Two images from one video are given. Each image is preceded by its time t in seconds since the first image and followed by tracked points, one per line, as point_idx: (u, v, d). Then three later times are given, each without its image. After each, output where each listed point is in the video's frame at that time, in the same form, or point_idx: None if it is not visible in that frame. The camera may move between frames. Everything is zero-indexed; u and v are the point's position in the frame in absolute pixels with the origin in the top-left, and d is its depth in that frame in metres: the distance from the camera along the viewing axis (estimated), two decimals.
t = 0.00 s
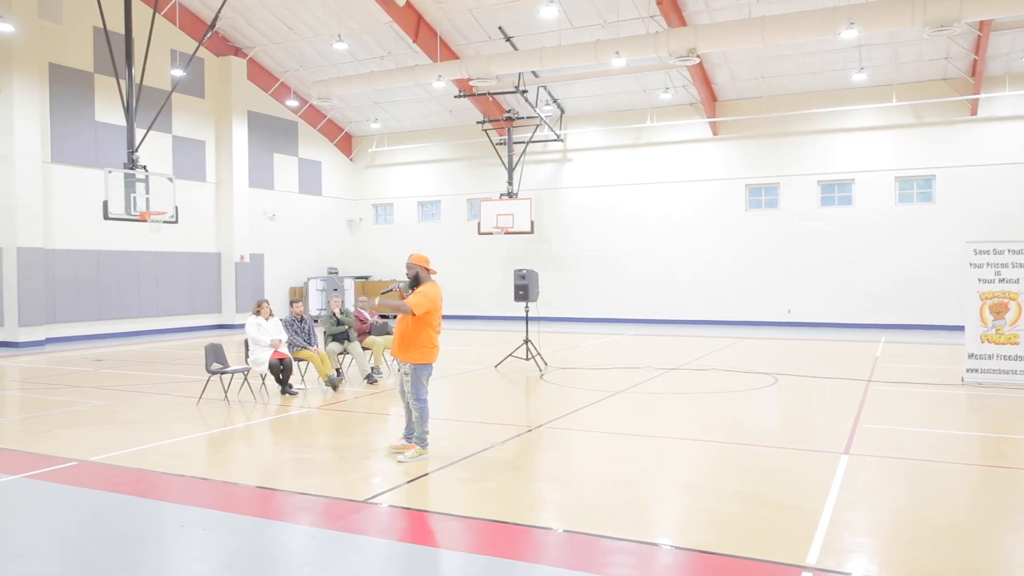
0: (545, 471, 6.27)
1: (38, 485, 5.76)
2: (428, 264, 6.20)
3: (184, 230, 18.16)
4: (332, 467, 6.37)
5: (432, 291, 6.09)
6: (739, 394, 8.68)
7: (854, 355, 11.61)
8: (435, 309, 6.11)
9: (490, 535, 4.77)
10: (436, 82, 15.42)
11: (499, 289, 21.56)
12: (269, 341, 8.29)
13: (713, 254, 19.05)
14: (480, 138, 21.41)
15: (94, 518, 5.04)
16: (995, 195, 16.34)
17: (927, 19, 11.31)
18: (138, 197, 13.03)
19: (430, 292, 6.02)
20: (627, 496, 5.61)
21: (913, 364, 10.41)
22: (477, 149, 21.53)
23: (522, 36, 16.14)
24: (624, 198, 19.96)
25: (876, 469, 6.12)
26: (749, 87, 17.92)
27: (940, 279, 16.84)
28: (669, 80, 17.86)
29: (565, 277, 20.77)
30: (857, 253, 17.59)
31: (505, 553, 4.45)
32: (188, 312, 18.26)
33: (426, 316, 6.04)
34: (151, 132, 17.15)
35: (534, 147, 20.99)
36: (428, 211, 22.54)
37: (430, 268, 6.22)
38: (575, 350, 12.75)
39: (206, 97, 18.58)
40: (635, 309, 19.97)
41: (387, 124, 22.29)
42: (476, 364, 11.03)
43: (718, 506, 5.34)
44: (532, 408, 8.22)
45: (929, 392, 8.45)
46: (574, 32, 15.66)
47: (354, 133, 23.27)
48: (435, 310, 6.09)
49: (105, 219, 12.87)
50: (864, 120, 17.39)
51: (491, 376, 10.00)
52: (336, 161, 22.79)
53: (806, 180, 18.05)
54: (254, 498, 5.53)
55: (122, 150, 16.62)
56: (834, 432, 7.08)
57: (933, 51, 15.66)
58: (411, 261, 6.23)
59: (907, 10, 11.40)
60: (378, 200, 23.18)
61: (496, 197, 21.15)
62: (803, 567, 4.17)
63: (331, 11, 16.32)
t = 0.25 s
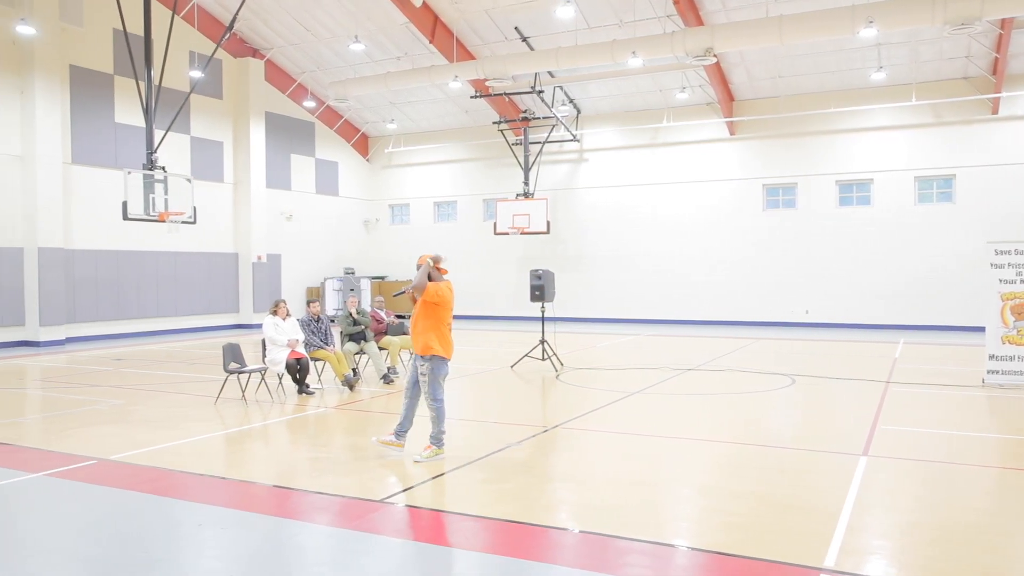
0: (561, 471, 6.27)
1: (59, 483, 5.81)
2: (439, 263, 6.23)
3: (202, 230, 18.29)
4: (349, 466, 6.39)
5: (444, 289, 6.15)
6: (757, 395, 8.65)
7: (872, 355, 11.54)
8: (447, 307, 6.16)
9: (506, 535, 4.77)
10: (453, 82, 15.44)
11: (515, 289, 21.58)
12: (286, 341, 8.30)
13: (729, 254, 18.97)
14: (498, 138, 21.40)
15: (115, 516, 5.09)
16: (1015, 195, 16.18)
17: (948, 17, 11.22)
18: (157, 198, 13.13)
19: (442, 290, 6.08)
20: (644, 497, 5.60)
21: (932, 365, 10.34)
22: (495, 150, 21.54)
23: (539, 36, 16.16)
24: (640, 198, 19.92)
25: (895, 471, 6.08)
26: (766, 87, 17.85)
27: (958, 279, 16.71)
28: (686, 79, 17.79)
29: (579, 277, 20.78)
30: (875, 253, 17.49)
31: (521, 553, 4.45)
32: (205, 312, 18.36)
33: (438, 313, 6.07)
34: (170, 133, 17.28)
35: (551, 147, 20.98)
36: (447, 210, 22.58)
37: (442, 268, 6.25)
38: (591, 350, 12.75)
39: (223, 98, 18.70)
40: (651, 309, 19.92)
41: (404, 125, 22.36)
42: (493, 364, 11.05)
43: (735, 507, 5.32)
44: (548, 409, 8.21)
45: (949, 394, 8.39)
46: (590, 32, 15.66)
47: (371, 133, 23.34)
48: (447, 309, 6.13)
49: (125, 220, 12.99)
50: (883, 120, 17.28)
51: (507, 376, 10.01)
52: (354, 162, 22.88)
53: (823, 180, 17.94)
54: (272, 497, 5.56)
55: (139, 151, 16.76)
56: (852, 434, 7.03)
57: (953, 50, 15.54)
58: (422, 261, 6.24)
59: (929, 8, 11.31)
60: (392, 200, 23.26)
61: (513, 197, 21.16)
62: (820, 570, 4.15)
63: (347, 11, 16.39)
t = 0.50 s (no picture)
0: (569, 471, 6.26)
1: (69, 482, 5.82)
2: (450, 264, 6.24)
3: (210, 231, 18.34)
4: (357, 466, 6.40)
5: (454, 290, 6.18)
6: (765, 395, 8.63)
7: (880, 356, 11.51)
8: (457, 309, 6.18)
9: (512, 535, 4.77)
10: (461, 82, 15.46)
11: (522, 290, 21.60)
12: (293, 341, 8.32)
13: (737, 254, 18.94)
14: (506, 138, 21.41)
15: (124, 515, 5.10)
16: None
17: (959, 16, 11.19)
18: (166, 198, 13.18)
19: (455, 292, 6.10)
20: (651, 497, 5.59)
21: (941, 366, 10.30)
22: (503, 150, 21.56)
23: (546, 36, 16.17)
24: (648, 198, 19.91)
25: (904, 471, 6.06)
26: (775, 86, 17.83)
27: (966, 279, 16.66)
28: (693, 80, 17.79)
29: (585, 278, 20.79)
30: (883, 253, 17.44)
31: (529, 553, 4.45)
32: (213, 312, 18.40)
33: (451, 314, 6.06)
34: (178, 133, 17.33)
35: (558, 148, 20.99)
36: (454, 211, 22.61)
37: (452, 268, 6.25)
38: (598, 350, 12.74)
39: (232, 99, 18.76)
40: (658, 309, 19.91)
41: (411, 125, 22.40)
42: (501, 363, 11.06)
43: (743, 507, 5.30)
44: (556, 409, 8.21)
45: (958, 394, 8.36)
46: (598, 32, 15.66)
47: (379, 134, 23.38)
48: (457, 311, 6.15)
49: (134, 220, 13.03)
50: (892, 119, 17.23)
51: (515, 375, 10.01)
52: (361, 162, 22.93)
53: (832, 180, 17.90)
54: (279, 497, 5.57)
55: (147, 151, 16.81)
56: (860, 435, 7.00)
57: (963, 49, 15.50)
58: (432, 261, 6.23)
59: (939, 7, 11.28)
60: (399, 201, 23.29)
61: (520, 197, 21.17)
62: (828, 570, 4.13)
63: (354, 12, 16.43)
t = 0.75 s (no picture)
0: (570, 471, 6.26)
1: (70, 482, 5.82)
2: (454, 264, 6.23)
3: (211, 231, 18.34)
4: (358, 466, 6.40)
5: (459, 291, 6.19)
6: (766, 395, 8.62)
7: (881, 356, 11.49)
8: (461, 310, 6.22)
9: (513, 536, 4.76)
10: (461, 83, 15.47)
11: (523, 290, 21.61)
12: (294, 341, 8.32)
13: (738, 254, 18.93)
14: (508, 138, 21.42)
15: (125, 515, 5.10)
16: None
17: (960, 16, 11.18)
18: (167, 198, 13.19)
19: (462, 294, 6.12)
20: (652, 497, 5.58)
21: (942, 366, 10.29)
22: (504, 150, 21.57)
23: (548, 36, 16.18)
24: (649, 198, 19.90)
25: (906, 471, 6.05)
26: (776, 86, 17.82)
27: (967, 279, 16.65)
28: (695, 80, 17.79)
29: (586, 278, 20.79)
30: (884, 253, 17.43)
31: (530, 554, 4.44)
32: (213, 312, 18.41)
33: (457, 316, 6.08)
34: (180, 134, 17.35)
35: (560, 148, 20.99)
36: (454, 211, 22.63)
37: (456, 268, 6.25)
38: (600, 351, 12.74)
39: (233, 99, 18.77)
40: (659, 309, 19.90)
41: (413, 125, 22.41)
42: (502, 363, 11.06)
43: (744, 507, 5.30)
44: (557, 409, 8.21)
45: (959, 394, 8.36)
46: (599, 33, 15.67)
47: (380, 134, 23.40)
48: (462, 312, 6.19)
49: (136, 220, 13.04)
50: (893, 119, 17.22)
51: (516, 376, 10.01)
52: (363, 162, 22.94)
53: (833, 180, 17.90)
54: (280, 497, 5.57)
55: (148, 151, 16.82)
56: (861, 435, 6.99)
57: (964, 49, 15.49)
58: (436, 261, 6.19)
59: (940, 6, 11.27)
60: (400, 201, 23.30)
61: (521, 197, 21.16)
62: (829, 570, 4.13)
63: (356, 12, 16.43)
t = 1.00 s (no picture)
0: (569, 471, 6.26)
1: (68, 482, 5.81)
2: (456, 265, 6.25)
3: (209, 231, 18.32)
4: (356, 466, 6.40)
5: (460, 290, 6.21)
6: (764, 395, 8.63)
7: (880, 356, 11.50)
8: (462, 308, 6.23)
9: (511, 536, 4.76)
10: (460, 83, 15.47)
11: (522, 290, 21.61)
12: (293, 341, 8.32)
13: (737, 254, 18.94)
14: (506, 138, 21.43)
15: (123, 515, 5.09)
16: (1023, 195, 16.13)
17: (957, 16, 11.20)
18: (165, 198, 13.19)
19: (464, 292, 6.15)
20: (650, 497, 5.59)
21: (940, 366, 10.31)
22: (501, 150, 21.59)
23: (546, 36, 16.19)
24: (647, 198, 19.91)
25: (904, 471, 6.05)
26: (775, 86, 17.83)
27: (965, 279, 16.68)
28: (693, 80, 17.79)
29: (584, 278, 20.79)
30: (882, 252, 17.44)
31: (529, 553, 4.44)
32: (212, 312, 18.39)
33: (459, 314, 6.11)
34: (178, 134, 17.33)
35: (558, 148, 20.99)
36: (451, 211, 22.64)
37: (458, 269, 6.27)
38: (598, 350, 12.75)
39: (232, 99, 18.76)
40: (658, 309, 19.91)
41: (411, 125, 22.42)
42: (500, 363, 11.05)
43: (742, 507, 5.30)
44: (555, 408, 8.22)
45: (956, 394, 8.37)
46: (598, 33, 15.68)
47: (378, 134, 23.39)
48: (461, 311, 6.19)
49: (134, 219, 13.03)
50: (892, 119, 17.24)
51: (515, 376, 10.01)
52: (361, 162, 22.93)
53: (831, 180, 17.91)
54: (279, 497, 5.56)
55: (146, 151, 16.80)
56: (859, 434, 7.00)
57: (962, 49, 15.52)
58: (441, 261, 6.20)
59: (938, 7, 11.29)
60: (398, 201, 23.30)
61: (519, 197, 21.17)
62: (827, 570, 4.13)
63: (354, 12, 16.42)
